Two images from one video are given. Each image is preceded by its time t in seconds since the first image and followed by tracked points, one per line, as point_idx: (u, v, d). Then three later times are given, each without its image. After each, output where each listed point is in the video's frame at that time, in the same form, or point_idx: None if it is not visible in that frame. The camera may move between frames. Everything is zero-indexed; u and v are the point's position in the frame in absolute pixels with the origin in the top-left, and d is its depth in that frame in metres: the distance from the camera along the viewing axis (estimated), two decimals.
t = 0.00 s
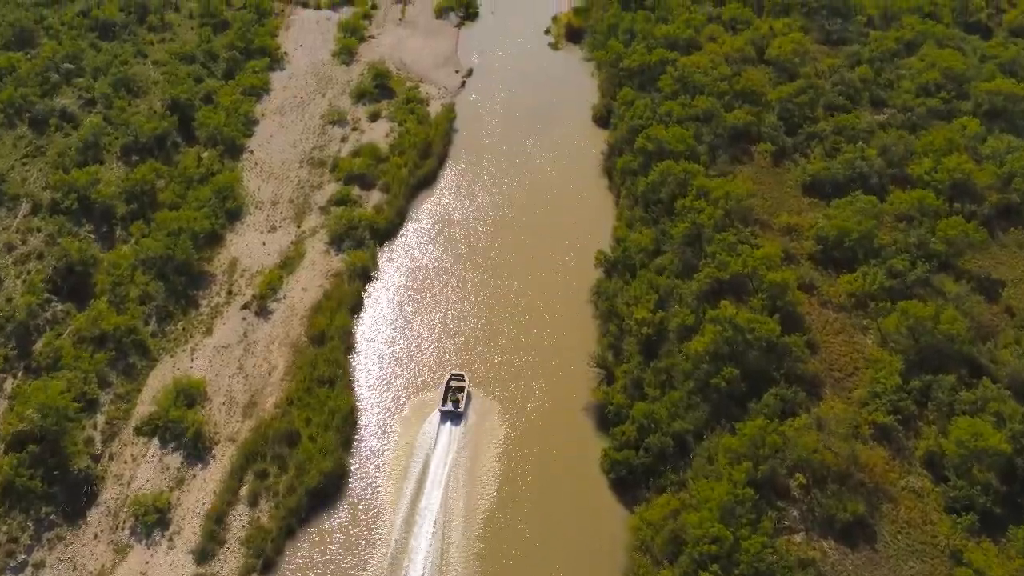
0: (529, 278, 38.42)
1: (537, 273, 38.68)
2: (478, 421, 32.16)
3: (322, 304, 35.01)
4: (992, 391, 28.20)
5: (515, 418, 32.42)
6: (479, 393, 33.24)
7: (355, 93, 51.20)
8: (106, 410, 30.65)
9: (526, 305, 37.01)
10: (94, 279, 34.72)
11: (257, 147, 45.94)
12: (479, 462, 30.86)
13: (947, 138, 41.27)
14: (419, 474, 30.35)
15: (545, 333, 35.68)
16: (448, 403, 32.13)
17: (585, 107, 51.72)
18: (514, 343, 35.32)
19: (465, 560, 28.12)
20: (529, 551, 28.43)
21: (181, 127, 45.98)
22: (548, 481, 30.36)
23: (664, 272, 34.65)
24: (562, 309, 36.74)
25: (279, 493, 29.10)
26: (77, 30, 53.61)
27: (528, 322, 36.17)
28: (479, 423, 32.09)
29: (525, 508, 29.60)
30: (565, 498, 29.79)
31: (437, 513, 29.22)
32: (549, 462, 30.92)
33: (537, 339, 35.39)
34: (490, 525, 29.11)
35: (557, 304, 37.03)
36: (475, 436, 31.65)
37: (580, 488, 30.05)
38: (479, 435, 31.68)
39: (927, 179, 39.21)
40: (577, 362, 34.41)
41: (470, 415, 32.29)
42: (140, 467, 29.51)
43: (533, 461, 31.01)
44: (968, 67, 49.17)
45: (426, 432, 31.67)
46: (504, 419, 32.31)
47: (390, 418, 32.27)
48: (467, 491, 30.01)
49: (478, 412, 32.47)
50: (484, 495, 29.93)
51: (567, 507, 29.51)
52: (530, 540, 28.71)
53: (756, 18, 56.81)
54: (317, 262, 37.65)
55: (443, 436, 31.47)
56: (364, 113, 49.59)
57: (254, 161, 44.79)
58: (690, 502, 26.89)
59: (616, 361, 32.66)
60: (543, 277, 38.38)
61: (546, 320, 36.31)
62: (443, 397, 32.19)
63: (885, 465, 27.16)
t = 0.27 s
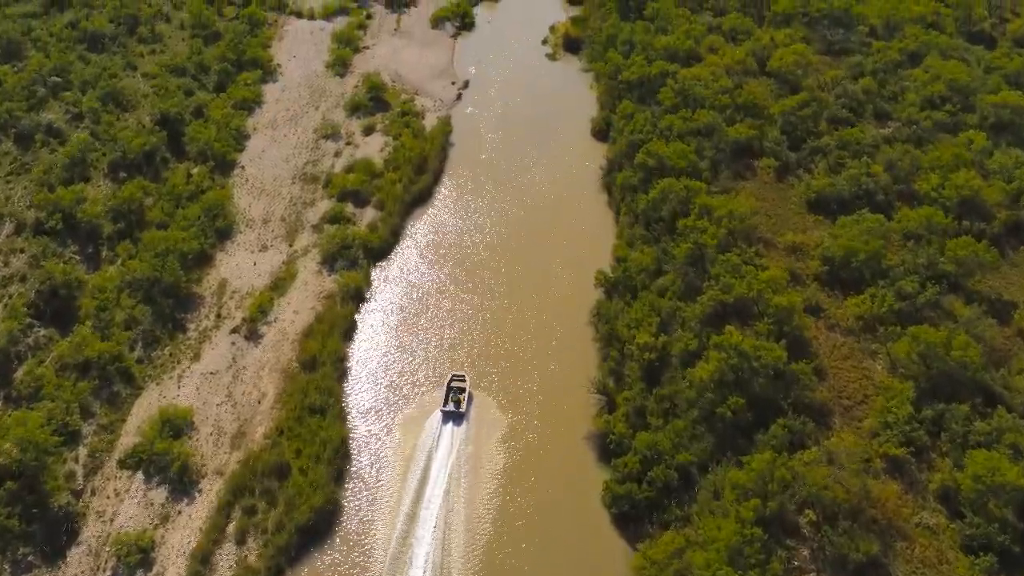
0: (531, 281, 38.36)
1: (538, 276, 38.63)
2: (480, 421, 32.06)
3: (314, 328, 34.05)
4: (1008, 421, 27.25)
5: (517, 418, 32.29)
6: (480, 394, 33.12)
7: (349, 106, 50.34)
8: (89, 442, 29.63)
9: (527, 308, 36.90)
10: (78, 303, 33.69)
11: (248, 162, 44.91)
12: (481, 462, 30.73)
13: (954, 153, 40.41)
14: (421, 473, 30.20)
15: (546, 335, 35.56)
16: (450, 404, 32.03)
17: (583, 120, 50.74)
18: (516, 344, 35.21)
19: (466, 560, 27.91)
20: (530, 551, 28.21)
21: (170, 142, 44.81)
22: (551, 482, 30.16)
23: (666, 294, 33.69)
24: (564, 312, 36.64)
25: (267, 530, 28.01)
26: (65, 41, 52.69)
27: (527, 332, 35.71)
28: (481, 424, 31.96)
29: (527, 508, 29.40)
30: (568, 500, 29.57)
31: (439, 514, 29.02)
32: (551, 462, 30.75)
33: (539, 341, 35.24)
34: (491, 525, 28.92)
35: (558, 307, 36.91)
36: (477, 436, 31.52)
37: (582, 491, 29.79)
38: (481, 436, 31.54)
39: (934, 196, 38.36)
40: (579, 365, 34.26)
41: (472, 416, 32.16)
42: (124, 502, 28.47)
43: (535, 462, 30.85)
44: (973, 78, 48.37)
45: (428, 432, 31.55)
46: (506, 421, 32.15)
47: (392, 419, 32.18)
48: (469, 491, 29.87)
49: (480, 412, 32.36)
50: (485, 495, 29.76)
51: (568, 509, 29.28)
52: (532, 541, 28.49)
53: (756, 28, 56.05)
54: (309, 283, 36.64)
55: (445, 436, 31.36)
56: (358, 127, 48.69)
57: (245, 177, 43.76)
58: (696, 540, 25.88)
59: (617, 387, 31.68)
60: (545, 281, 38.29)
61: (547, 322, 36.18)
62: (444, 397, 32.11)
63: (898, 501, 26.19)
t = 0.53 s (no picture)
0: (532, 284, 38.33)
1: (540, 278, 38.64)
2: (481, 421, 32.03)
3: (306, 353, 32.97)
4: None
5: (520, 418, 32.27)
6: (482, 394, 33.11)
7: (342, 119, 49.49)
8: (70, 476, 28.75)
9: (529, 310, 36.84)
10: (62, 328, 32.72)
11: (239, 178, 43.91)
12: (483, 462, 30.69)
13: (962, 169, 39.53)
14: (423, 473, 30.15)
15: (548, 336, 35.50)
16: (451, 404, 32.00)
17: (583, 134, 49.81)
18: (518, 345, 35.16)
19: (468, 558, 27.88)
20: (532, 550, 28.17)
21: (159, 158, 43.82)
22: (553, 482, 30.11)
23: (668, 317, 32.76)
24: (565, 314, 36.58)
25: (255, 569, 26.88)
26: (53, 53, 51.81)
27: (528, 343, 35.20)
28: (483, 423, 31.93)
29: (530, 508, 29.35)
30: (569, 499, 29.52)
31: (440, 513, 28.97)
32: (553, 462, 30.69)
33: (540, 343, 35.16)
34: (494, 523, 28.88)
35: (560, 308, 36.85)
36: (479, 436, 31.47)
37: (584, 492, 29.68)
38: (483, 436, 31.50)
39: (942, 213, 37.51)
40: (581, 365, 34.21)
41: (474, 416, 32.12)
42: (106, 540, 27.52)
43: (537, 462, 30.78)
44: (979, 90, 47.59)
45: (430, 432, 31.51)
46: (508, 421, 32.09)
47: (395, 420, 32.15)
48: (472, 490, 29.85)
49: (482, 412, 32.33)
50: (488, 495, 29.71)
51: (569, 508, 29.24)
52: (534, 540, 28.43)
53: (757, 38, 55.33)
54: (301, 304, 35.59)
55: (447, 436, 31.32)
56: (353, 141, 47.75)
57: (236, 194, 42.76)
58: None
59: (619, 413, 30.43)
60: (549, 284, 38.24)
61: (549, 324, 36.10)
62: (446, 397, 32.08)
63: (913, 538, 25.25)
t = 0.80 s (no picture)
0: (533, 287, 38.40)
1: (541, 281, 38.74)
2: (484, 421, 32.11)
3: (297, 379, 31.99)
4: None
5: (521, 418, 32.34)
6: (483, 393, 33.19)
7: (336, 132, 48.62)
8: (50, 512, 27.85)
9: (530, 313, 36.89)
10: (45, 354, 31.77)
11: (230, 195, 42.93)
12: (485, 462, 30.78)
13: (971, 185, 38.61)
14: (425, 473, 30.23)
15: (549, 337, 35.56)
16: (453, 404, 32.05)
17: (582, 146, 48.86)
18: (519, 346, 35.22)
19: (470, 557, 27.99)
20: (534, 550, 28.31)
21: (148, 174, 42.84)
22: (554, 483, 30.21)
23: (671, 341, 31.85)
24: (566, 316, 36.66)
25: None
26: (41, 65, 50.90)
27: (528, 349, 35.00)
28: (485, 424, 32.01)
29: (531, 508, 29.48)
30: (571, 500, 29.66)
31: (443, 513, 29.01)
32: (555, 463, 30.77)
33: (541, 346, 35.13)
34: (496, 523, 29.00)
35: (561, 311, 36.93)
36: (481, 436, 31.56)
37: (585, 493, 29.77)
38: (485, 436, 31.59)
39: (951, 231, 36.64)
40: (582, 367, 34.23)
41: (476, 416, 32.19)
42: None
43: (539, 463, 30.85)
44: (986, 101, 46.76)
45: (432, 432, 31.59)
46: (509, 423, 32.09)
47: (396, 421, 32.15)
48: (474, 489, 29.96)
49: (484, 412, 32.40)
50: (489, 495, 29.80)
51: (569, 509, 29.38)
52: (536, 540, 28.56)
53: (758, 48, 54.54)
54: (293, 327, 34.60)
55: (449, 436, 31.40)
56: (347, 155, 46.81)
57: (227, 212, 41.75)
58: None
59: (621, 443, 29.64)
60: (550, 287, 38.32)
61: (550, 327, 36.13)
62: (448, 397, 32.12)
63: None
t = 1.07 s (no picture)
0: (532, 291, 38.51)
1: (540, 283, 38.91)
2: (485, 420, 32.24)
3: (288, 407, 31.05)
4: None
5: (522, 419, 32.42)
6: (483, 393, 33.32)
7: (330, 146, 47.72)
8: (28, 551, 26.82)
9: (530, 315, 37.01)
10: (26, 382, 30.72)
11: (220, 212, 41.92)
12: (487, 461, 30.88)
13: (980, 201, 37.65)
14: (427, 471, 30.31)
15: (549, 339, 35.70)
16: (454, 404, 32.20)
17: (581, 160, 47.98)
18: (519, 348, 35.31)
19: (473, 554, 28.06)
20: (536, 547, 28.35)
21: (137, 191, 41.71)
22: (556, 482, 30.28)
23: (674, 365, 30.90)
24: (566, 318, 36.83)
25: None
26: (27, 78, 49.89)
27: (528, 352, 35.11)
28: (486, 423, 32.15)
29: (533, 506, 29.56)
30: (573, 499, 29.68)
31: (445, 512, 29.07)
32: (555, 462, 30.87)
33: (541, 349, 35.16)
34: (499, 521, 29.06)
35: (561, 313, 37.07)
36: (483, 435, 31.68)
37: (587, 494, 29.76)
38: (487, 436, 31.70)
39: (960, 249, 35.81)
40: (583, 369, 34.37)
41: (477, 416, 32.31)
42: None
43: (540, 463, 30.91)
44: (992, 113, 46.00)
45: (434, 432, 31.71)
46: (510, 424, 32.18)
47: (397, 421, 32.23)
48: (476, 487, 30.08)
49: (485, 412, 32.53)
50: (491, 494, 29.88)
51: (570, 508, 29.43)
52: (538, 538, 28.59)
53: (759, 59, 53.81)
54: (284, 351, 33.57)
55: (451, 436, 31.53)
56: (341, 170, 45.87)
57: (216, 229, 40.71)
58: None
59: (624, 473, 28.67)
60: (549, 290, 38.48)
61: (551, 330, 36.22)
62: (449, 398, 32.29)
63: None
